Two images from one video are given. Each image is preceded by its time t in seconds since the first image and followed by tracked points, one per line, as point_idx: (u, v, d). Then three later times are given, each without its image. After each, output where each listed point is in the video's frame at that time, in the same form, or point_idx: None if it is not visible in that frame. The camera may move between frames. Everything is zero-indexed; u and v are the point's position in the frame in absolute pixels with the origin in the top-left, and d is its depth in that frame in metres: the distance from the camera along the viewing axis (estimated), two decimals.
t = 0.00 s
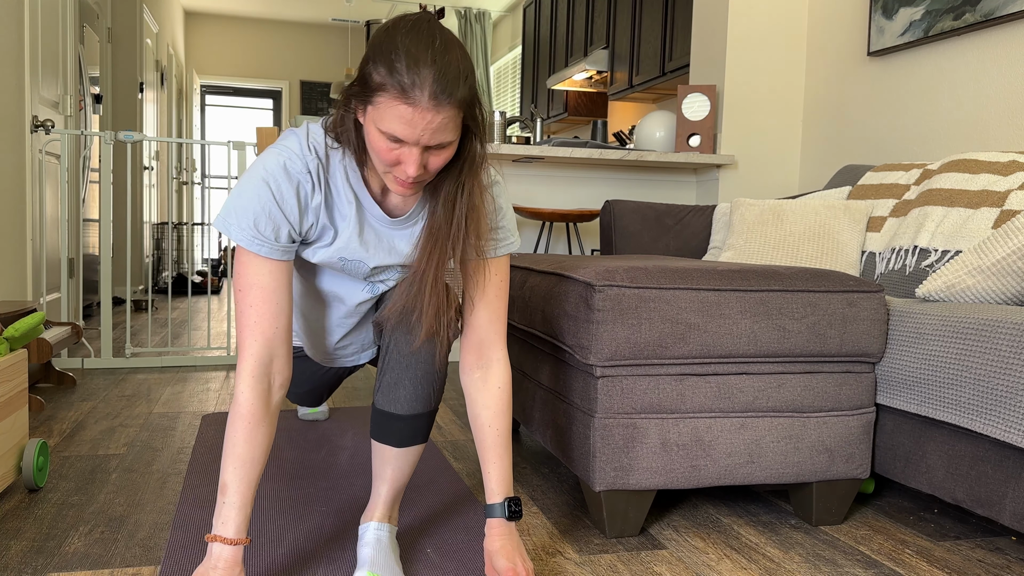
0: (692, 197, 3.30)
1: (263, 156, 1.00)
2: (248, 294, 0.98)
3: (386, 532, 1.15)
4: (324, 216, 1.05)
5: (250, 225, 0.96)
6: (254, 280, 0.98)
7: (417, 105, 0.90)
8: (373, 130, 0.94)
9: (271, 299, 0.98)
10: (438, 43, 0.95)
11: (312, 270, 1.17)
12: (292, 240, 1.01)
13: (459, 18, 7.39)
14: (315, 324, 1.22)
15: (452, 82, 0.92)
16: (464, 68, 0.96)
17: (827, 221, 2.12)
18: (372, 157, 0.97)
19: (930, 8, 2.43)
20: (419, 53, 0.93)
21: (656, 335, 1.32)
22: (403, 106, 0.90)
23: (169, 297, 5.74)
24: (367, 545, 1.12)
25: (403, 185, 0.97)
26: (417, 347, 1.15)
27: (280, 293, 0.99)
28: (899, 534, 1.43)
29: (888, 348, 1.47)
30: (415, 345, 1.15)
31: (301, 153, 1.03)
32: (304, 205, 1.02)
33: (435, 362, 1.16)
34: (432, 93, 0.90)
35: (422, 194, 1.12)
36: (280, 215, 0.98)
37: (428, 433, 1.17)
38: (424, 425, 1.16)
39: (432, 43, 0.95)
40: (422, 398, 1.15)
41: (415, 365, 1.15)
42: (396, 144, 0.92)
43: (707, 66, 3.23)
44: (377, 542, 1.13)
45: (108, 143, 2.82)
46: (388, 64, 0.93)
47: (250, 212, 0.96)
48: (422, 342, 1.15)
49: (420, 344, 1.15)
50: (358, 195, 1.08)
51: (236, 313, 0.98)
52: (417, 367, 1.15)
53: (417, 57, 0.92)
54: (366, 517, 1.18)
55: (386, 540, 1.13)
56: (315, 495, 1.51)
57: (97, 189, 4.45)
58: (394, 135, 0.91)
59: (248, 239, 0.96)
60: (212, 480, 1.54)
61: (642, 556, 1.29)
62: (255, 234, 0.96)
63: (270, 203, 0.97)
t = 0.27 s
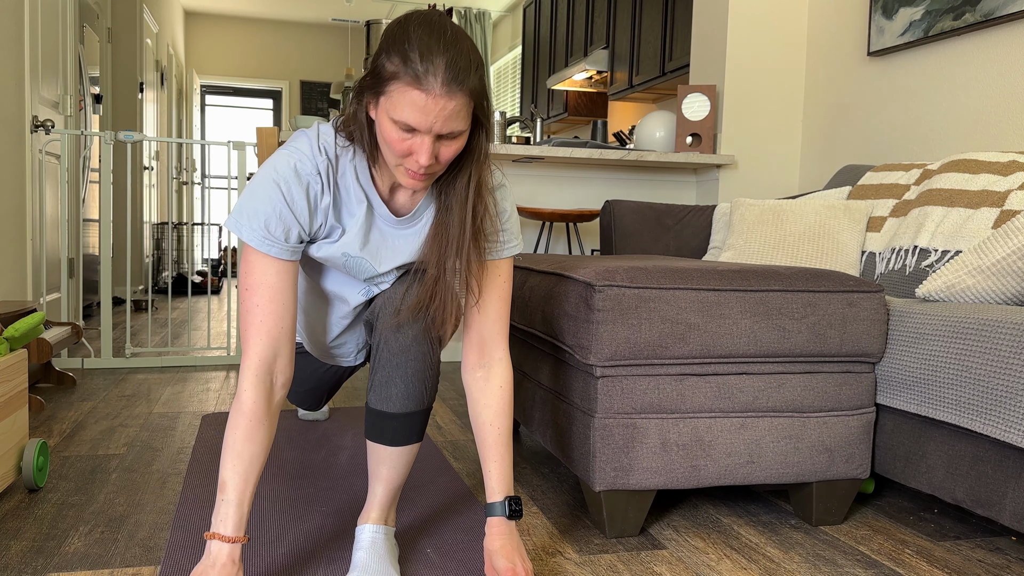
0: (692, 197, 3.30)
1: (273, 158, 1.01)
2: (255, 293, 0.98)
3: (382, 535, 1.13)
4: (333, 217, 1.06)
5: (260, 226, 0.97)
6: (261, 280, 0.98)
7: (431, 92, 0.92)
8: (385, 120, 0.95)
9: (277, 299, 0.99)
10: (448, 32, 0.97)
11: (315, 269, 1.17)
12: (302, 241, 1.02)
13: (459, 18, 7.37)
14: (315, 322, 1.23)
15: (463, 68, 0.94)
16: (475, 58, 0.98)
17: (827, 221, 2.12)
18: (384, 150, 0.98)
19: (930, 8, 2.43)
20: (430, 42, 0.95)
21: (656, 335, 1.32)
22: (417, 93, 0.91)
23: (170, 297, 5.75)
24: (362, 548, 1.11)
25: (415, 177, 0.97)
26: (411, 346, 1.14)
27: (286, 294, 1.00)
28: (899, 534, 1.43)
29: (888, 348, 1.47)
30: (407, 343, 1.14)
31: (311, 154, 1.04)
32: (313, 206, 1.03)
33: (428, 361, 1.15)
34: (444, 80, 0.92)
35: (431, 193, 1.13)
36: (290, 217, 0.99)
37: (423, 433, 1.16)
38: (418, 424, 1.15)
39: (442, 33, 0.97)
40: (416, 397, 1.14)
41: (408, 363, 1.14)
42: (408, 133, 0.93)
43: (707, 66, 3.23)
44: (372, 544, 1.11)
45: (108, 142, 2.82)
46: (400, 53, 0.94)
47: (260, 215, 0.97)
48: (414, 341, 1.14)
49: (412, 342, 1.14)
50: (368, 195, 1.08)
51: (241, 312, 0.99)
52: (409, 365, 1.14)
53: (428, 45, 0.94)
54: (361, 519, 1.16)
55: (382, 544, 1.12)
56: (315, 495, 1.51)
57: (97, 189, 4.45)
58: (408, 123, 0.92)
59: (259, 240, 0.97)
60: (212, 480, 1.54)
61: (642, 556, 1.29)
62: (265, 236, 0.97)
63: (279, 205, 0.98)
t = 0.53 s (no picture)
0: (691, 197, 3.30)
1: (273, 140, 1.04)
2: (254, 276, 1.04)
3: (381, 535, 1.12)
4: (332, 197, 1.09)
5: (259, 207, 1.00)
6: (261, 262, 1.03)
7: (433, 71, 0.93)
8: (387, 98, 0.96)
9: (276, 280, 1.04)
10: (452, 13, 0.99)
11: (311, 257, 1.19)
12: (301, 222, 1.06)
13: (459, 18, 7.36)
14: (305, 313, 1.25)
15: (465, 47, 0.95)
16: (478, 39, 0.99)
17: (827, 221, 2.12)
18: (387, 129, 1.00)
19: (930, 7, 2.43)
20: (434, 22, 0.96)
21: (656, 335, 1.32)
22: (419, 71, 0.93)
23: (169, 298, 5.74)
24: (362, 550, 1.10)
25: (415, 156, 0.99)
26: (405, 344, 1.14)
27: (285, 276, 1.05)
28: (899, 534, 1.43)
29: (888, 348, 1.47)
30: (401, 342, 1.14)
31: (310, 136, 1.07)
32: (312, 187, 1.06)
33: (422, 360, 1.15)
34: (446, 59, 0.93)
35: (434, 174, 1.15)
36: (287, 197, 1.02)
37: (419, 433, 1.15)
38: (414, 423, 1.14)
39: (447, 14, 0.99)
40: (411, 395, 1.13)
41: (403, 362, 1.13)
42: (411, 111, 0.95)
43: (707, 66, 3.23)
44: (370, 545, 1.10)
45: (108, 143, 2.82)
46: (404, 32, 0.96)
47: (259, 196, 1.00)
48: (409, 339, 1.14)
49: (406, 341, 1.14)
50: (368, 175, 1.11)
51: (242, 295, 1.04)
52: (404, 363, 1.13)
53: (433, 25, 0.96)
54: (360, 519, 1.15)
55: (381, 545, 1.10)
56: (314, 494, 1.51)
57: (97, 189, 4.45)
58: (410, 101, 0.93)
59: (258, 221, 1.01)
60: (212, 480, 1.54)
61: (642, 556, 1.29)
62: (264, 217, 1.01)
63: (277, 186, 1.02)
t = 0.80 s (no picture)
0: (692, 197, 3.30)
1: (265, 147, 1.05)
2: (255, 277, 1.07)
3: (380, 535, 1.11)
4: (326, 200, 1.09)
5: (253, 215, 1.03)
6: (259, 265, 1.07)
7: (416, 72, 0.93)
8: (375, 102, 0.96)
9: (276, 280, 1.08)
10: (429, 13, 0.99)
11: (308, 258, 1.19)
12: (295, 227, 1.08)
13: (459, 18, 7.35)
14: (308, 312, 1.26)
15: (445, 45, 0.95)
16: (458, 35, 0.99)
17: (827, 221, 2.12)
18: (378, 133, 1.00)
19: (930, 7, 2.43)
20: (411, 22, 0.96)
21: (656, 335, 1.32)
22: (402, 72, 0.93)
23: (170, 298, 5.74)
24: (361, 550, 1.09)
25: (409, 157, 1.00)
26: (407, 342, 1.14)
27: (285, 274, 1.09)
28: (899, 535, 1.43)
29: (888, 348, 1.47)
30: (403, 339, 1.14)
31: (302, 140, 1.07)
32: (305, 191, 1.07)
33: (424, 358, 1.15)
34: (428, 59, 0.94)
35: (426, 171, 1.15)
36: (281, 203, 1.04)
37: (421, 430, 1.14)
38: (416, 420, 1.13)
39: (424, 14, 0.99)
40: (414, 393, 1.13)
41: (405, 359, 1.13)
42: (399, 113, 0.95)
43: (707, 66, 3.23)
44: (370, 546, 1.10)
45: (108, 142, 2.82)
46: (383, 35, 0.96)
47: (252, 205, 1.03)
48: (411, 336, 1.14)
49: (409, 337, 1.14)
50: (363, 176, 1.11)
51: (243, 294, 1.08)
52: (406, 360, 1.13)
53: (410, 26, 0.96)
54: (359, 518, 1.14)
55: (380, 544, 1.10)
56: (315, 494, 1.51)
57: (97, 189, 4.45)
58: (396, 103, 0.94)
59: (252, 229, 1.03)
60: (212, 480, 1.54)
61: (642, 556, 1.29)
62: (258, 225, 1.03)
63: (270, 192, 1.03)
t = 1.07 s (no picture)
0: (692, 197, 3.30)
1: (265, 137, 1.05)
2: (254, 267, 1.07)
3: (381, 535, 1.11)
4: (326, 190, 1.09)
5: (253, 205, 1.03)
6: (259, 256, 1.07)
7: (408, 68, 0.93)
8: (371, 100, 0.97)
9: (275, 271, 1.08)
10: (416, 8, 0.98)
11: (309, 255, 1.19)
12: (295, 217, 1.08)
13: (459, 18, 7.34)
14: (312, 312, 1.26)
15: (434, 39, 0.95)
16: (449, 26, 0.98)
17: (827, 221, 2.12)
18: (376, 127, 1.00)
19: (930, 7, 2.43)
20: (398, 19, 0.96)
21: (656, 335, 1.32)
22: (394, 69, 0.93)
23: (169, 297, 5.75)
24: (362, 550, 1.09)
25: (409, 149, 1.00)
26: (412, 344, 1.13)
27: (283, 266, 1.09)
28: (899, 535, 1.43)
29: (888, 348, 1.47)
30: (408, 341, 1.13)
31: (302, 131, 1.07)
32: (305, 181, 1.07)
33: (429, 358, 1.14)
34: (419, 54, 0.93)
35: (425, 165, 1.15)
36: (280, 190, 1.04)
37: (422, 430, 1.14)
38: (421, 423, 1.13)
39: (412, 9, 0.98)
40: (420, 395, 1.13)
41: (410, 360, 1.13)
42: (394, 109, 0.95)
43: (707, 66, 3.23)
44: (371, 546, 1.09)
45: (108, 143, 2.82)
46: (372, 34, 0.96)
47: (252, 193, 1.03)
48: (417, 337, 1.13)
49: (414, 339, 1.13)
50: (363, 168, 1.12)
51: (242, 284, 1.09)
52: (412, 361, 1.13)
53: (398, 22, 0.95)
54: (360, 519, 1.14)
55: (381, 544, 1.10)
56: (315, 494, 1.51)
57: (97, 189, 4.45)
58: (391, 99, 0.94)
59: (252, 219, 1.03)
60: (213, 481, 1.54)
61: (642, 556, 1.29)
62: (257, 214, 1.04)
63: (269, 181, 1.04)
